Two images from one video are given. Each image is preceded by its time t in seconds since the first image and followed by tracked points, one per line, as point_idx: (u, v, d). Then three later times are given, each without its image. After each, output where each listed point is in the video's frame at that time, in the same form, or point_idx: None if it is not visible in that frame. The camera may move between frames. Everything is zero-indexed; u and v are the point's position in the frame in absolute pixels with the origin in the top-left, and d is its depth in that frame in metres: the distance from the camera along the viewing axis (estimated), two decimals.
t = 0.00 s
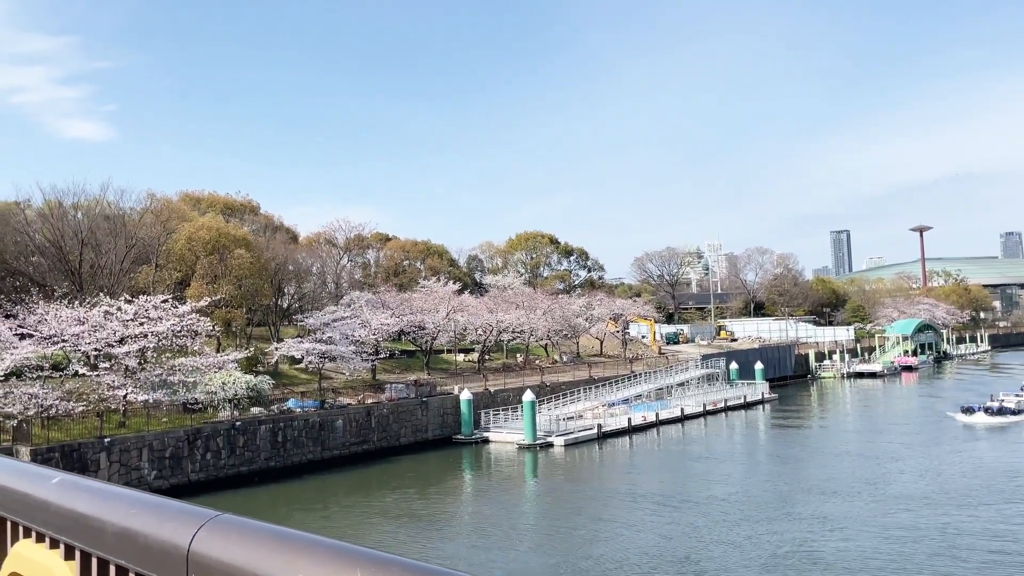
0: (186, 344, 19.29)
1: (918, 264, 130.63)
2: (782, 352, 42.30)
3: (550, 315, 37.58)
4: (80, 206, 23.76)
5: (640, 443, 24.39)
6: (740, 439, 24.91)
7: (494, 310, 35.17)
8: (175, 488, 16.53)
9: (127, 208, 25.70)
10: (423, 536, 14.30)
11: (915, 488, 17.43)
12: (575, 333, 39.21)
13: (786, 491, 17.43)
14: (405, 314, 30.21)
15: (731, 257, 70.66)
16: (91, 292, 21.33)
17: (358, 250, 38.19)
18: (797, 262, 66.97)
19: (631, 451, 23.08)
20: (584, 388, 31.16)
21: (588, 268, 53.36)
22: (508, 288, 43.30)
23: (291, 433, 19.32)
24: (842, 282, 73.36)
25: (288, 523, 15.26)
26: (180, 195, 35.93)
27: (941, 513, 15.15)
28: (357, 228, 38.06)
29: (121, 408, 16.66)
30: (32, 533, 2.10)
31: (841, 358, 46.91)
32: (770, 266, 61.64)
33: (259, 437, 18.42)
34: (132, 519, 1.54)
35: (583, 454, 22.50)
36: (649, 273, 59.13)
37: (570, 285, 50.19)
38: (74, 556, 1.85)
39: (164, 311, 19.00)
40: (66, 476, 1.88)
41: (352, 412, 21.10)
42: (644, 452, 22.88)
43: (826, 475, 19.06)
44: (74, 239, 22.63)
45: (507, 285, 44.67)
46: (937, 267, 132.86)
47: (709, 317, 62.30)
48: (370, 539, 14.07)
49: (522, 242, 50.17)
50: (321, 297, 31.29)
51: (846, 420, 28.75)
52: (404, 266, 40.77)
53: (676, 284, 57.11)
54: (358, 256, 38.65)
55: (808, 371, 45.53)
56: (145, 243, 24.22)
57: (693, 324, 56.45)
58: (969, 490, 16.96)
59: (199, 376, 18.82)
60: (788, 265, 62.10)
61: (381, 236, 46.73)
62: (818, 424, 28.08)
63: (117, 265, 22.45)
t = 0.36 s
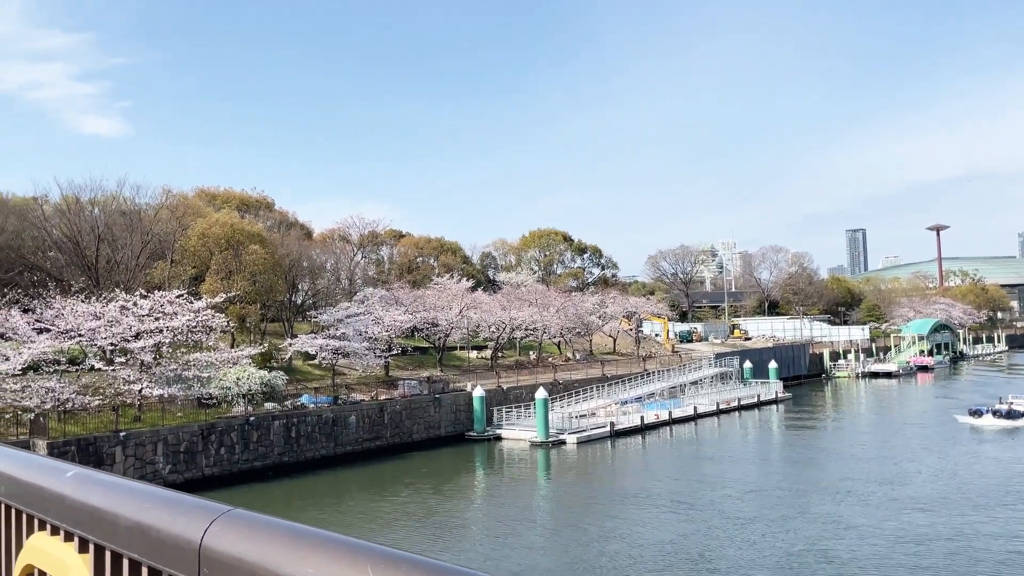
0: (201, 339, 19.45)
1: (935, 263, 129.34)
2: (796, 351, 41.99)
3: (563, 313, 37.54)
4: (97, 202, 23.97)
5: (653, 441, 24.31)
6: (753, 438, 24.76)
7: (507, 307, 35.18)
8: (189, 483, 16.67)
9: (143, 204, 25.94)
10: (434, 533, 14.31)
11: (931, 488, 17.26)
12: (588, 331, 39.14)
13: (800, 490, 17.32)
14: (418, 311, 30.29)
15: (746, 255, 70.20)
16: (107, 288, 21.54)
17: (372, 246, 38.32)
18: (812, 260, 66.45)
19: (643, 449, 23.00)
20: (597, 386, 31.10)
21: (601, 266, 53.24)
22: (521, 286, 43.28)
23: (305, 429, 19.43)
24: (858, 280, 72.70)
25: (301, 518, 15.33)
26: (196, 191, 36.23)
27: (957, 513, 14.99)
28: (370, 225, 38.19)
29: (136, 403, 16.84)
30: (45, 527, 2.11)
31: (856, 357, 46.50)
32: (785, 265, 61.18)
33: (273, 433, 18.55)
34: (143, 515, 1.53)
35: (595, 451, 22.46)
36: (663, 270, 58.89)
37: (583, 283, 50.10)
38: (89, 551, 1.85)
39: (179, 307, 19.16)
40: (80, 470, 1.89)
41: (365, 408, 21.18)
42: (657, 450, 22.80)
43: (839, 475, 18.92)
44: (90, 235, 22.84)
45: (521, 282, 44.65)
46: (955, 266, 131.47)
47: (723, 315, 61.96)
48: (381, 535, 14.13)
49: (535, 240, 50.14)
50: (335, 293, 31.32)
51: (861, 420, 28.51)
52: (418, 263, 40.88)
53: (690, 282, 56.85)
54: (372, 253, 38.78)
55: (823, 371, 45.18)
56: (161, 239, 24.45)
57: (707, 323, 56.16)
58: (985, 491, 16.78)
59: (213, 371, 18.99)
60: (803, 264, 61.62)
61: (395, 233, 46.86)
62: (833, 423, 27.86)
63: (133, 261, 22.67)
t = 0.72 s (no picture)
0: (216, 334, 19.62)
1: (952, 261, 127.96)
2: (811, 350, 41.65)
3: (576, 310, 37.48)
4: (114, 198, 24.22)
5: (666, 439, 24.22)
6: (767, 437, 24.59)
7: (520, 304, 35.16)
8: (204, 477, 16.81)
9: (159, 200, 26.20)
10: (446, 528, 14.37)
11: (946, 487, 17.09)
12: (601, 328, 39.04)
13: (814, 489, 17.20)
14: (431, 307, 30.35)
15: (761, 253, 69.78)
16: (124, 283, 21.77)
17: (385, 243, 38.42)
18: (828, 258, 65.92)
19: (656, 446, 22.91)
20: (610, 383, 31.03)
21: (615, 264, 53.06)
22: (534, 283, 43.24)
23: (318, 424, 19.53)
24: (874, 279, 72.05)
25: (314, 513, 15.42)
26: (212, 187, 36.49)
27: (973, 512, 14.84)
28: (384, 221, 38.29)
29: (152, 397, 17.04)
30: (60, 520, 2.13)
31: (872, 356, 46.06)
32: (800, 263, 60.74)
33: (287, 428, 18.67)
34: (158, 508, 1.54)
35: (608, 449, 22.40)
36: (676, 268, 58.60)
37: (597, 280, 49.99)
38: (102, 546, 1.86)
39: (194, 302, 19.30)
40: (95, 464, 1.90)
41: (378, 404, 21.27)
42: (670, 447, 22.71)
43: (854, 474, 18.78)
44: (107, 230, 23.08)
45: (534, 280, 44.62)
46: (973, 264, 130.20)
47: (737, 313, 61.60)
48: (393, 529, 14.18)
49: (548, 237, 50.07)
50: (349, 289, 31.41)
51: (876, 419, 28.25)
52: (430, 260, 40.94)
53: (703, 280, 56.54)
54: (385, 250, 38.91)
55: (838, 370, 44.79)
56: (176, 235, 24.67)
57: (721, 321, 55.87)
58: (1003, 490, 16.57)
59: (228, 366, 19.16)
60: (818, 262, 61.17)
61: (408, 229, 46.96)
62: (847, 422, 27.64)
63: (149, 256, 22.89)
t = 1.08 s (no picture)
0: (234, 329, 19.80)
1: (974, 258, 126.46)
2: (828, 347, 41.29)
3: (590, 306, 37.39)
4: (133, 193, 24.49)
5: (681, 436, 24.13)
6: (783, 434, 24.42)
7: (535, 300, 35.14)
8: (222, 470, 16.99)
9: (178, 195, 26.43)
10: (462, 522, 14.45)
11: (966, 486, 16.93)
12: (616, 324, 38.94)
13: (831, 486, 17.11)
14: (447, 302, 30.42)
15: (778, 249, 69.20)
16: (143, 277, 22.04)
17: (401, 239, 38.51)
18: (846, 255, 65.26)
19: (671, 443, 22.85)
20: (625, 380, 30.95)
21: (630, 260, 52.87)
22: (549, 279, 43.18)
23: (334, 418, 19.68)
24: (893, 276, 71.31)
25: (330, 507, 15.54)
26: (229, 182, 36.74)
27: (993, 511, 14.69)
28: (400, 217, 38.35)
29: (170, 390, 17.09)
30: (78, 512, 2.15)
31: (891, 355, 45.57)
32: (818, 259, 60.14)
33: (303, 422, 18.82)
34: (174, 500, 1.55)
35: (622, 445, 22.37)
36: (693, 265, 58.26)
37: (612, 276, 49.80)
38: (119, 537, 1.88)
39: (212, 297, 19.46)
40: (111, 456, 1.92)
41: (393, 399, 21.38)
42: (685, 444, 22.64)
43: (871, 471, 18.64)
44: (127, 225, 23.35)
45: (549, 276, 44.57)
46: (994, 261, 128.64)
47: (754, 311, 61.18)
48: (409, 523, 14.27)
49: (564, 233, 49.97)
50: (365, 284, 31.52)
51: (895, 417, 27.95)
52: (445, 255, 40.99)
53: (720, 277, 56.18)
54: (400, 245, 39.03)
55: (856, 368, 44.38)
56: (195, 230, 24.89)
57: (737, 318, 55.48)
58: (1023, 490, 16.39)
59: (245, 360, 19.34)
60: (836, 258, 60.55)
61: (424, 225, 47.04)
62: (865, 421, 27.39)
63: (168, 251, 23.13)
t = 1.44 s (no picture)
0: (248, 323, 19.94)
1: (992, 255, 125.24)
2: (844, 345, 40.96)
3: (603, 302, 37.29)
4: (149, 187, 24.70)
5: (694, 433, 24.04)
6: (798, 432, 24.26)
7: (548, 296, 35.11)
8: (236, 463, 17.15)
9: (193, 190, 26.63)
10: (474, 516, 14.50)
11: (982, 484, 16.79)
12: (629, 321, 38.82)
13: (845, 484, 17.02)
14: (460, 298, 30.48)
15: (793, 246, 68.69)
16: (158, 271, 22.27)
17: (414, 234, 38.58)
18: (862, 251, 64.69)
19: (684, 440, 22.80)
20: (638, 376, 30.88)
21: (644, 256, 52.67)
22: (562, 275, 43.09)
23: (347, 413, 19.80)
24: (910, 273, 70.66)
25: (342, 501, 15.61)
26: (244, 177, 36.97)
27: (1010, 510, 14.54)
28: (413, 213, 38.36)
29: (186, 384, 17.24)
30: (97, 504, 2.18)
31: (907, 352, 45.12)
32: (834, 256, 59.64)
33: (317, 416, 18.95)
34: (192, 491, 1.56)
35: (635, 442, 22.34)
36: (707, 261, 57.94)
37: (625, 272, 49.65)
38: (137, 528, 1.90)
39: (227, 291, 19.61)
40: (129, 447, 1.94)
41: (406, 394, 21.46)
42: (698, 441, 22.58)
43: (886, 469, 18.53)
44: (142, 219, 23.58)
45: (562, 272, 44.51)
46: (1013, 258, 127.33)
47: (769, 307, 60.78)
48: (422, 517, 14.34)
49: (577, 228, 49.86)
50: (378, 279, 31.60)
51: (911, 415, 27.68)
52: (458, 251, 41.01)
53: (734, 273, 55.83)
54: (414, 241, 39.12)
55: (871, 365, 44.00)
56: (210, 224, 25.10)
57: (751, 315, 55.13)
58: None
59: (259, 354, 19.46)
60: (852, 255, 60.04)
61: (437, 221, 47.11)
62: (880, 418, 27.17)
63: (183, 246, 23.34)
